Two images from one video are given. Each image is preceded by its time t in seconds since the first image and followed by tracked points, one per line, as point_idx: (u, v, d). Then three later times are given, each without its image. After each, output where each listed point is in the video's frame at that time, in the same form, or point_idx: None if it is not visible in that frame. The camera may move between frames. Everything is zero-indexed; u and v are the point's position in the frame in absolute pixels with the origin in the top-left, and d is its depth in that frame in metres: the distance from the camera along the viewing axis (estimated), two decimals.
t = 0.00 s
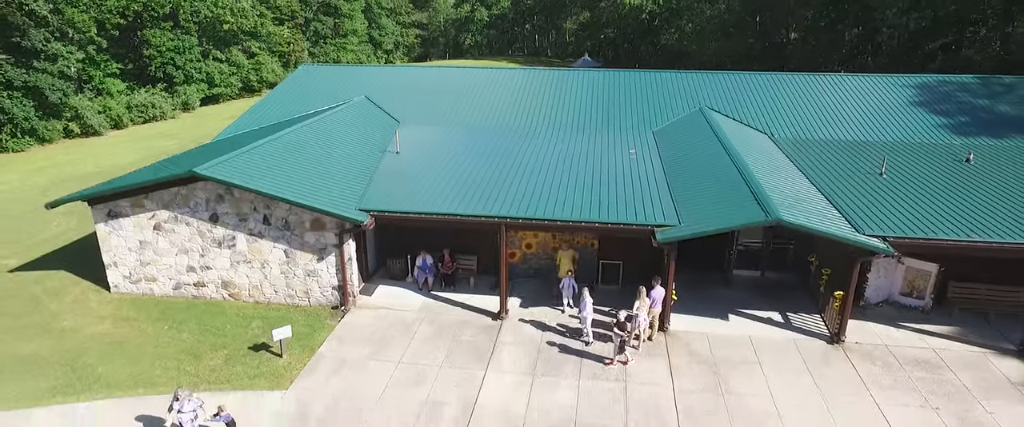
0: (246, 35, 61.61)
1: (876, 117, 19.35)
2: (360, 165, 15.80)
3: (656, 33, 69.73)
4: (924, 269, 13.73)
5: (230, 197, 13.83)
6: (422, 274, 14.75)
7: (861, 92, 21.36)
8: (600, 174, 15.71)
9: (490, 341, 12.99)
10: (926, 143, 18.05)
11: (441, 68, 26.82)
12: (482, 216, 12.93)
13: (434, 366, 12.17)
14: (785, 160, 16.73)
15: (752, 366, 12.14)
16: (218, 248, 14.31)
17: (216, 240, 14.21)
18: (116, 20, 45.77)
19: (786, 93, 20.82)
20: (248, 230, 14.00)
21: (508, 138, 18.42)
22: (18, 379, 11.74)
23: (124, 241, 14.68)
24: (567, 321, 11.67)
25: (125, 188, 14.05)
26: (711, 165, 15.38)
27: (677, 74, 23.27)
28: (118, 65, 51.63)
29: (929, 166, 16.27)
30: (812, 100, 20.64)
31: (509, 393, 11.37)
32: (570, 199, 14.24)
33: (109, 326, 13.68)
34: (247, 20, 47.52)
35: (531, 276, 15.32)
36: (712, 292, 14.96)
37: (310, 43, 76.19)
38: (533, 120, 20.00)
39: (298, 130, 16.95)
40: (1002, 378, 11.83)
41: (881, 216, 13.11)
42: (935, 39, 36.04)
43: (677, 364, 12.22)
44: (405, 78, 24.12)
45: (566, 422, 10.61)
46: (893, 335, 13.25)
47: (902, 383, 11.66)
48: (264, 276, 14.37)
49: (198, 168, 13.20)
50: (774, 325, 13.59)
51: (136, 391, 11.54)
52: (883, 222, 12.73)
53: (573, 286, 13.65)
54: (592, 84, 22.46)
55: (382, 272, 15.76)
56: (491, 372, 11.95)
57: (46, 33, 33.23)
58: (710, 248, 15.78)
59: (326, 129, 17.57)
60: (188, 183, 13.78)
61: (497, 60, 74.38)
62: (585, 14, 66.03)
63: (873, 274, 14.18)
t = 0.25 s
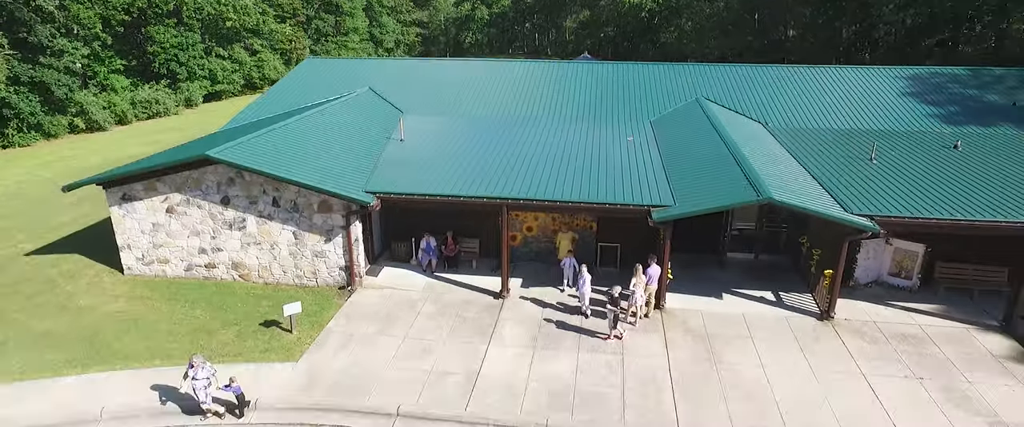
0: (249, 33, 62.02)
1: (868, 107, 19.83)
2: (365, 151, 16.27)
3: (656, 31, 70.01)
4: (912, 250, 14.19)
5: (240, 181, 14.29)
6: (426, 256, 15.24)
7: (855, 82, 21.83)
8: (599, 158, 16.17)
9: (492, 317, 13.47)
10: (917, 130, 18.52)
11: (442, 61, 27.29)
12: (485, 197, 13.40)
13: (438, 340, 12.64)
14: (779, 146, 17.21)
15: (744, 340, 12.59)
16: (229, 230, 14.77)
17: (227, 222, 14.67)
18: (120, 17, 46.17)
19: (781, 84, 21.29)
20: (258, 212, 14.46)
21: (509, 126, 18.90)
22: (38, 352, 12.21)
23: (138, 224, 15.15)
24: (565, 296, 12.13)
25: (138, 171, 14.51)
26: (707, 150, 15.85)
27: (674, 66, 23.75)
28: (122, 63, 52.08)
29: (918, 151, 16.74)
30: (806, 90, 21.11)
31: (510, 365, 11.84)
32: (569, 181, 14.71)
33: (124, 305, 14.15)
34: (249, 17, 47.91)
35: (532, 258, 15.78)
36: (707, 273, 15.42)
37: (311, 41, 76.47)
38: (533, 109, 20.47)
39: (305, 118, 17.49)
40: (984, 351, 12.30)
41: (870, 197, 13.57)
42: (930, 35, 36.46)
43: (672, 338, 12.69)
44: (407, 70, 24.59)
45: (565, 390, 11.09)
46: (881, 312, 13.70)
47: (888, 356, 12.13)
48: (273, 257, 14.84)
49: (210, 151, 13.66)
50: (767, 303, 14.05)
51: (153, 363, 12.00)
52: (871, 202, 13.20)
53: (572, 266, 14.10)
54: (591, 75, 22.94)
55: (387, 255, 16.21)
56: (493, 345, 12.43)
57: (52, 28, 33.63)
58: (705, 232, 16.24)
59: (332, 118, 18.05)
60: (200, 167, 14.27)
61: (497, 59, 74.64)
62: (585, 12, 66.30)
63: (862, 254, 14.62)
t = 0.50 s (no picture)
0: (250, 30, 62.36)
1: (860, 97, 20.32)
2: (370, 138, 16.75)
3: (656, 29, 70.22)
4: (899, 231, 14.68)
5: (250, 165, 14.76)
6: (429, 239, 15.70)
7: (848, 74, 22.33)
8: (597, 145, 16.68)
9: (493, 295, 13.96)
10: (906, 119, 19.02)
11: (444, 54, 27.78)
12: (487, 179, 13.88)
13: (442, 316, 13.13)
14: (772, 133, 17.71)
15: (737, 316, 13.08)
16: (238, 213, 15.27)
17: (236, 206, 15.16)
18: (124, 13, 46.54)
19: (775, 75, 21.80)
20: (267, 195, 14.94)
21: (510, 115, 19.40)
22: (57, 327, 12.69)
23: (150, 208, 15.65)
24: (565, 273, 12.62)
25: (151, 156, 14.97)
26: (702, 137, 16.34)
27: (672, 58, 24.25)
28: (124, 59, 52.47)
29: (906, 138, 17.25)
30: (800, 81, 21.61)
31: (512, 338, 12.34)
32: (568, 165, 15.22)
33: (138, 284, 14.63)
34: (252, 14, 48.27)
35: (532, 241, 16.26)
36: (702, 255, 15.90)
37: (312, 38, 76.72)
38: (533, 100, 20.98)
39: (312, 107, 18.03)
40: (967, 326, 12.80)
41: (857, 179, 14.08)
42: (926, 31, 36.83)
43: (667, 314, 13.18)
44: (410, 62, 25.10)
45: (564, 360, 11.58)
46: (869, 290, 14.20)
47: (875, 330, 12.62)
48: (281, 239, 15.33)
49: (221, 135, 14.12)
50: (759, 282, 14.54)
51: (168, 337, 12.48)
52: (858, 183, 13.70)
53: (571, 247, 14.59)
54: (590, 68, 23.43)
55: (391, 239, 16.70)
56: (494, 321, 12.92)
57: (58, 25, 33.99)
58: (700, 216, 16.74)
59: (337, 107, 18.54)
60: (210, 152, 14.72)
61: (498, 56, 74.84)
62: (585, 10, 66.53)
63: (852, 236, 15.10)
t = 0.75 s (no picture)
0: (251, 27, 62.72)
1: (853, 87, 20.80)
2: (375, 125, 17.25)
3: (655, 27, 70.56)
4: (888, 213, 15.13)
5: (258, 150, 15.22)
6: (433, 223, 16.06)
7: (841, 66, 22.81)
8: (595, 132, 17.17)
9: (495, 275, 14.44)
10: (898, 107, 19.49)
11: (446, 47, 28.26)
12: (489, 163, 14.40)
13: (446, 294, 13.60)
14: (766, 120, 18.24)
15: (730, 294, 13.56)
16: (247, 197, 15.73)
17: (245, 190, 15.62)
18: (127, 11, 46.95)
19: (770, 67, 22.31)
20: (275, 180, 15.40)
21: (511, 105, 19.93)
22: (75, 304, 13.16)
23: (162, 192, 16.14)
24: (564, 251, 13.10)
25: (163, 141, 15.45)
26: (697, 124, 16.81)
27: (669, 52, 24.77)
28: (127, 55, 52.88)
29: (897, 125, 17.73)
30: (794, 72, 22.10)
31: (513, 314, 12.82)
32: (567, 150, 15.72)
33: (151, 265, 15.11)
34: (254, 11, 48.65)
35: (532, 225, 16.70)
36: (697, 238, 16.38)
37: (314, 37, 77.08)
38: (534, 91, 21.48)
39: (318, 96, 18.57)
40: (952, 303, 13.29)
41: (847, 162, 14.58)
42: (922, 26, 37.23)
43: (662, 291, 13.66)
44: (413, 55, 25.60)
45: (563, 333, 12.06)
46: (858, 271, 14.67)
47: (863, 306, 13.09)
48: (289, 222, 15.80)
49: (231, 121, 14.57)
50: (752, 263, 15.03)
51: (181, 313, 12.94)
52: (847, 166, 14.20)
53: (571, 230, 15.07)
54: (589, 60, 23.95)
55: (396, 223, 17.18)
56: (496, 298, 13.41)
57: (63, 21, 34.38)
58: (696, 201, 17.21)
59: (342, 96, 19.05)
60: (220, 137, 15.15)
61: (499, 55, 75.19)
62: (585, 9, 66.88)
63: (842, 219, 15.57)
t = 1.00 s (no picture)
0: (253, 24, 63.15)
1: (845, 77, 21.31)
2: (379, 114, 17.74)
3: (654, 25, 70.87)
4: (877, 197, 15.60)
5: (267, 136, 15.69)
6: (435, 207, 16.66)
7: (835, 57, 23.31)
8: (594, 119, 17.67)
9: (496, 255, 14.92)
10: (889, 97, 19.98)
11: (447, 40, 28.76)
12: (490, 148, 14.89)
13: (449, 273, 14.08)
14: (759, 109, 18.74)
15: (723, 273, 14.04)
16: (256, 182, 16.21)
17: (254, 174, 16.10)
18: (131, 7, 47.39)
19: (765, 59, 22.83)
20: (283, 165, 15.87)
21: (512, 95, 20.42)
22: (91, 282, 13.62)
23: (173, 178, 16.62)
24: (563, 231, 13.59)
25: (174, 127, 15.92)
26: (692, 112, 17.30)
27: (666, 44, 25.26)
28: (130, 53, 53.31)
29: (886, 113, 18.24)
30: (789, 64, 22.60)
31: (514, 291, 13.30)
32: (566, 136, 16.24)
33: (163, 247, 15.58)
34: (257, 8, 49.11)
35: (532, 210, 17.18)
36: (693, 222, 16.86)
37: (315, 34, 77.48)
38: (534, 82, 21.98)
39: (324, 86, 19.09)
40: (938, 281, 13.76)
41: (837, 146, 15.08)
42: (917, 22, 37.73)
43: (658, 270, 14.14)
44: (415, 47, 26.11)
45: (562, 308, 12.54)
46: (848, 252, 15.15)
47: (851, 284, 13.56)
48: (296, 206, 16.28)
49: (240, 107, 15.04)
50: (746, 245, 15.49)
51: (194, 291, 13.42)
52: (837, 150, 14.70)
53: (570, 213, 15.55)
54: (588, 53, 24.46)
55: (399, 208, 17.65)
56: (497, 276, 13.89)
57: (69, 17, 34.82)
58: (691, 186, 17.69)
59: (347, 86, 19.56)
60: (230, 122, 15.62)
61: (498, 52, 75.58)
62: (584, 6, 67.29)
63: (833, 202, 16.04)
